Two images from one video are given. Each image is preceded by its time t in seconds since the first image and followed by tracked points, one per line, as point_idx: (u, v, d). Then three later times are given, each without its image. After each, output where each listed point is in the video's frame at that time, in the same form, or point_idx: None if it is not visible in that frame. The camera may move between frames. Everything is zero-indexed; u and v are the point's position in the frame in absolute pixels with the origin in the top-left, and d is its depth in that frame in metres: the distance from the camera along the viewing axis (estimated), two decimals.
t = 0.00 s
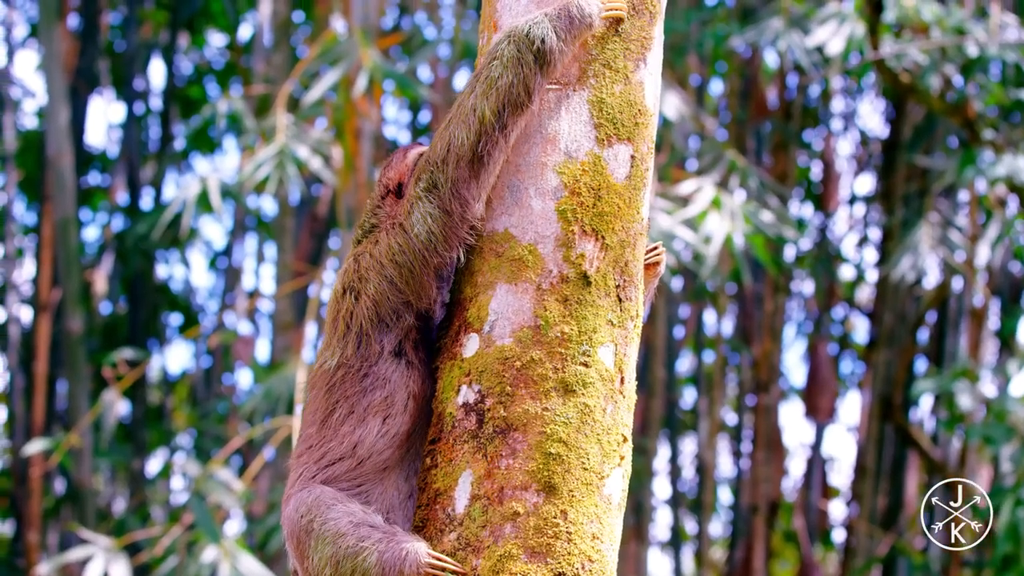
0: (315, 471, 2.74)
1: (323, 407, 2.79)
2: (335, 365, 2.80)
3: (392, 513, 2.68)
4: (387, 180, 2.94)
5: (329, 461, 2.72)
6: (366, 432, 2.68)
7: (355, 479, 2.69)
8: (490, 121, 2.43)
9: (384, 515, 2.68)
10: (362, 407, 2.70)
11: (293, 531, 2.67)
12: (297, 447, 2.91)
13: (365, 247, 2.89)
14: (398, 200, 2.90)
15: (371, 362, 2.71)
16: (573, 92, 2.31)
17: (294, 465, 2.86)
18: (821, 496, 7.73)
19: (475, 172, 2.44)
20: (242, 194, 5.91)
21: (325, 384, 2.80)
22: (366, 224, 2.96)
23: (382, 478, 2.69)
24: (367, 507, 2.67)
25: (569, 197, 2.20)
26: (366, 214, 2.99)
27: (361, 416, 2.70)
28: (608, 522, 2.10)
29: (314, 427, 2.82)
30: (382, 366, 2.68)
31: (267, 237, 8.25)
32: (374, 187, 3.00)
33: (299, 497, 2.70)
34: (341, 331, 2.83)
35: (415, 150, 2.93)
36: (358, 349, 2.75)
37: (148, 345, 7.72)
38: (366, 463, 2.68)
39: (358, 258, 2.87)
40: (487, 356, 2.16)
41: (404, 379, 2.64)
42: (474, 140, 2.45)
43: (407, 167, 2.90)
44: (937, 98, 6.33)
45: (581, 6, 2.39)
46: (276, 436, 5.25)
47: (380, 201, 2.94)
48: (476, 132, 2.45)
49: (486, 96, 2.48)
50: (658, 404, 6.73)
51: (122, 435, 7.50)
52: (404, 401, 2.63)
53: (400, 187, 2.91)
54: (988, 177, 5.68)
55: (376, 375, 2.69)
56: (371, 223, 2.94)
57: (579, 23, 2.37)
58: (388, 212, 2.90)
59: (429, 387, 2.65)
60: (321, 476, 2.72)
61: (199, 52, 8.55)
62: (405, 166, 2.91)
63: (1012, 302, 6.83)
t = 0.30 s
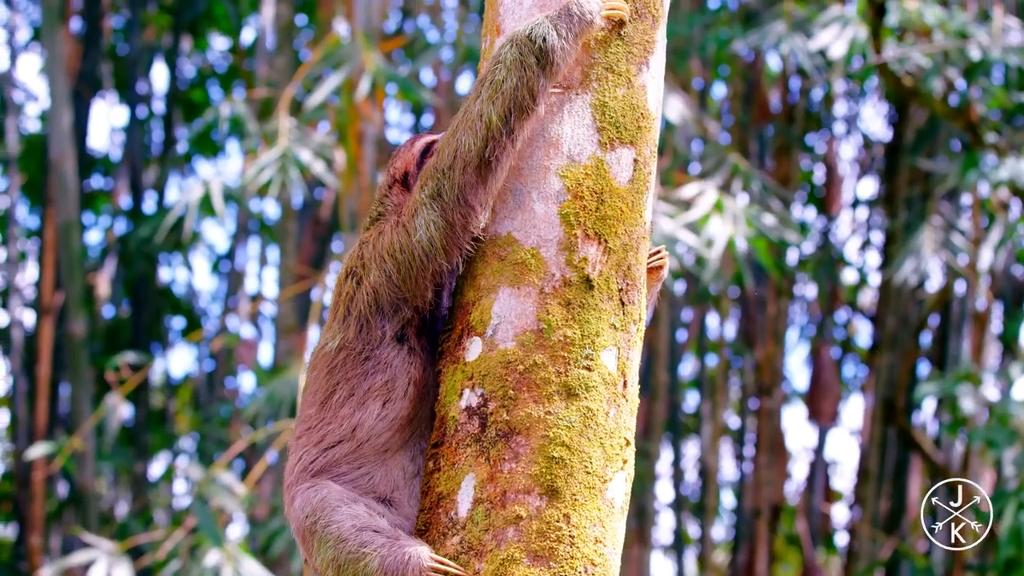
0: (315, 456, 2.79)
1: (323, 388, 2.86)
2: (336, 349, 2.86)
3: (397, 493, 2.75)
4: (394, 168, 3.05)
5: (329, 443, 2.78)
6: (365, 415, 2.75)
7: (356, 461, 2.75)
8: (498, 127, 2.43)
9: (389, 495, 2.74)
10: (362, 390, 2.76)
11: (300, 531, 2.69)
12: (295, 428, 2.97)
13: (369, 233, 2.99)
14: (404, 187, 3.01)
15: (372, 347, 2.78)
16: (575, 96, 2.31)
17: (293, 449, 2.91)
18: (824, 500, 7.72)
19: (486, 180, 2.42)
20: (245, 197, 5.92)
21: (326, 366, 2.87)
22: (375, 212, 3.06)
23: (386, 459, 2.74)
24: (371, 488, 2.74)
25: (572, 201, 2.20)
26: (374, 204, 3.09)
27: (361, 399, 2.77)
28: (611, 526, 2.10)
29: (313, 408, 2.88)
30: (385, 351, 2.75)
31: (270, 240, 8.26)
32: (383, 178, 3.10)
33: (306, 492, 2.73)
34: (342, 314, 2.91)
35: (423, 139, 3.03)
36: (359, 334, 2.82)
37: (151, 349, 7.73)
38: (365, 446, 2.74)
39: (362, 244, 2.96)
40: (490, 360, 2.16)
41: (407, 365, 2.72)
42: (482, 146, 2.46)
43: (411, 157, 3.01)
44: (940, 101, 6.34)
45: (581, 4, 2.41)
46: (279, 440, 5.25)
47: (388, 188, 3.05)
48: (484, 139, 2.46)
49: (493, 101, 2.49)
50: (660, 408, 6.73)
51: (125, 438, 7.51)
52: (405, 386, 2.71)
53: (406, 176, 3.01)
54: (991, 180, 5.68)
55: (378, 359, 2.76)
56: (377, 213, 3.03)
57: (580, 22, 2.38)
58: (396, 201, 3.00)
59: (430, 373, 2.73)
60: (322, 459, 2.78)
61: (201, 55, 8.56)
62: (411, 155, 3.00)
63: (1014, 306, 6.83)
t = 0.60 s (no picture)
0: (316, 441, 2.83)
1: (324, 370, 2.92)
2: (338, 332, 2.92)
3: (399, 480, 2.74)
4: (406, 161, 3.09)
5: (329, 427, 2.82)
6: (365, 399, 2.78)
7: (356, 445, 2.77)
8: (501, 135, 2.44)
9: (391, 481, 2.74)
10: (362, 373, 2.81)
11: (307, 529, 2.70)
12: (296, 413, 3.01)
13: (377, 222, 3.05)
14: (413, 179, 3.06)
15: (375, 332, 2.82)
16: (577, 103, 2.32)
17: (293, 433, 2.95)
18: (826, 507, 7.71)
19: (494, 194, 2.40)
20: (247, 204, 5.93)
21: (327, 348, 2.92)
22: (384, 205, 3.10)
23: (386, 445, 2.76)
24: (372, 474, 2.75)
25: (574, 208, 2.21)
26: (385, 195, 3.13)
27: (361, 382, 2.80)
28: (613, 533, 2.10)
29: (314, 391, 2.93)
30: (386, 337, 2.80)
31: (272, 247, 8.27)
32: (394, 170, 3.14)
33: (313, 493, 2.73)
34: (344, 299, 2.98)
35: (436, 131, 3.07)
36: (361, 318, 2.87)
37: (152, 355, 7.74)
38: (365, 431, 2.77)
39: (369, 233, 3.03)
40: (492, 367, 2.17)
41: (409, 351, 2.76)
42: (486, 154, 2.47)
43: (423, 149, 3.04)
44: (942, 108, 6.36)
45: (582, 10, 2.38)
46: (280, 447, 5.25)
47: (400, 179, 3.09)
48: (488, 147, 2.47)
49: (497, 110, 2.50)
50: (662, 415, 6.74)
51: (127, 445, 7.51)
52: (406, 372, 2.75)
53: (417, 169, 3.05)
54: (993, 187, 5.69)
55: (379, 345, 2.80)
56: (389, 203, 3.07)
57: (581, 29, 2.36)
58: (407, 192, 3.05)
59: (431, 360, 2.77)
60: (322, 443, 2.81)
61: (203, 62, 8.58)
62: (423, 148, 3.04)
63: (1016, 313, 6.83)
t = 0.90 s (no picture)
0: (320, 429, 2.84)
1: (328, 359, 2.94)
2: (343, 322, 2.95)
3: (403, 471, 2.76)
4: (423, 155, 3.09)
5: (333, 416, 2.84)
6: (367, 386, 2.82)
7: (361, 433, 2.78)
8: (504, 148, 2.44)
9: (398, 474, 2.76)
10: (366, 361, 2.84)
11: (314, 532, 2.69)
12: (300, 404, 3.02)
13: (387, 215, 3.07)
14: (430, 172, 3.05)
15: (379, 323, 2.86)
16: (578, 115, 2.34)
17: (298, 424, 2.96)
18: (827, 518, 7.68)
19: (499, 212, 2.40)
20: (247, 215, 5.95)
21: (332, 338, 2.95)
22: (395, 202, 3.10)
23: (390, 429, 2.78)
24: (377, 468, 2.75)
25: (574, 220, 2.22)
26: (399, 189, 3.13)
27: (364, 370, 2.84)
28: (613, 545, 2.10)
29: (318, 379, 2.96)
30: (390, 328, 2.83)
31: (273, 258, 8.29)
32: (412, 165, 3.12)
33: (322, 497, 2.71)
34: (349, 292, 3.01)
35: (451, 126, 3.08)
36: (366, 310, 2.90)
37: (153, 367, 7.74)
38: (368, 417, 2.80)
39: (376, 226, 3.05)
40: (493, 379, 2.17)
41: (414, 340, 2.79)
42: (489, 168, 2.47)
43: (442, 145, 3.04)
44: (943, 119, 6.38)
45: (582, 22, 2.37)
46: (281, 458, 5.24)
47: (415, 174, 3.08)
48: (491, 161, 2.47)
49: (499, 124, 2.51)
50: (663, 426, 6.74)
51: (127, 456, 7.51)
52: (410, 361, 2.79)
53: (435, 163, 3.04)
54: (993, 198, 5.70)
55: (384, 335, 2.84)
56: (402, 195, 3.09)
57: (581, 40, 2.35)
58: (422, 183, 3.05)
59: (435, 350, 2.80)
60: (327, 431, 2.83)
61: (205, 73, 8.62)
62: (443, 144, 3.03)
63: (1017, 324, 6.84)
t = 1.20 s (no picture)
0: (334, 421, 2.91)
1: (337, 354, 3.01)
2: (349, 318, 3.01)
3: (416, 463, 2.80)
4: (429, 145, 3.18)
5: (344, 409, 2.90)
6: (376, 378, 2.88)
7: (372, 423, 2.84)
8: (508, 163, 2.46)
9: (414, 467, 2.80)
10: (373, 353, 2.90)
11: (328, 530, 2.73)
12: (316, 397, 3.10)
13: (391, 209, 3.12)
14: (437, 161, 3.14)
15: (383, 318, 2.91)
16: (578, 127, 2.35)
17: (314, 417, 3.04)
18: (827, 531, 7.66)
19: (500, 225, 2.40)
20: (248, 228, 5.97)
21: (338, 333, 3.02)
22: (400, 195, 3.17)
23: (399, 419, 2.82)
24: (393, 459, 2.80)
25: (575, 232, 2.23)
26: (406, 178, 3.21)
27: (371, 362, 2.90)
28: (613, 558, 2.11)
29: (328, 374, 3.02)
30: (395, 321, 2.89)
31: (274, 271, 8.31)
32: (418, 153, 3.22)
33: (341, 497, 2.75)
34: (352, 289, 3.07)
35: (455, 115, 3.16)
36: (370, 307, 2.95)
37: (154, 379, 7.75)
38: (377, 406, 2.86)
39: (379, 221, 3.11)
40: (493, 392, 2.18)
41: (420, 330, 2.83)
42: (492, 184, 2.48)
43: (445, 134, 3.14)
44: (943, 131, 6.40)
45: (583, 34, 2.35)
46: (282, 470, 5.24)
47: (423, 162, 3.17)
48: (495, 176, 2.48)
49: (502, 138, 2.53)
50: (663, 438, 6.74)
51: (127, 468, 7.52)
52: (418, 352, 2.82)
53: (442, 151, 3.14)
54: (994, 211, 5.71)
55: (390, 328, 2.89)
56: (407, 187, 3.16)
57: (582, 54, 2.33)
58: (430, 173, 3.12)
59: (440, 339, 2.83)
60: (340, 422, 2.90)
61: (205, 86, 8.67)
62: (445, 133, 3.13)
63: (1017, 336, 6.84)
